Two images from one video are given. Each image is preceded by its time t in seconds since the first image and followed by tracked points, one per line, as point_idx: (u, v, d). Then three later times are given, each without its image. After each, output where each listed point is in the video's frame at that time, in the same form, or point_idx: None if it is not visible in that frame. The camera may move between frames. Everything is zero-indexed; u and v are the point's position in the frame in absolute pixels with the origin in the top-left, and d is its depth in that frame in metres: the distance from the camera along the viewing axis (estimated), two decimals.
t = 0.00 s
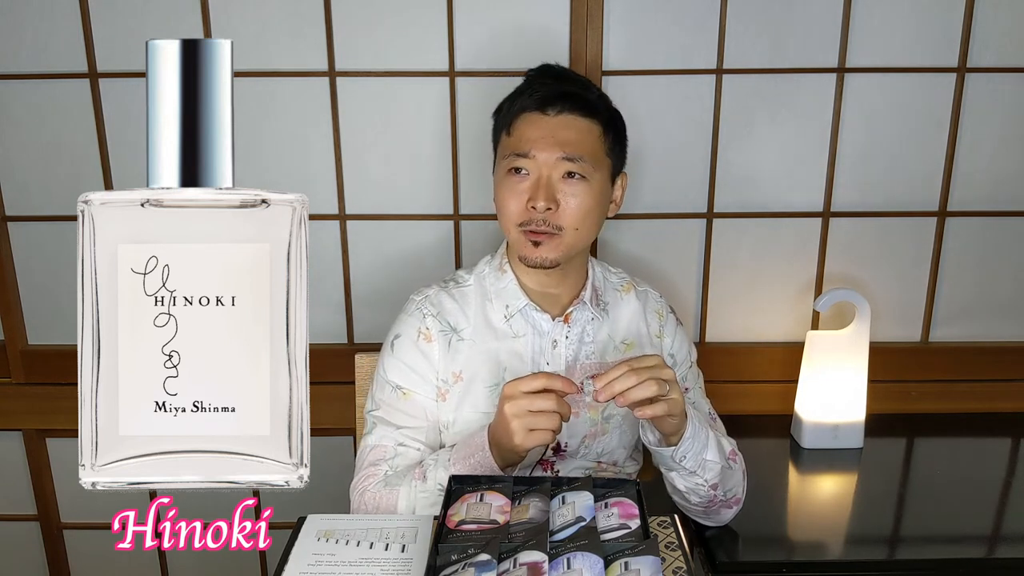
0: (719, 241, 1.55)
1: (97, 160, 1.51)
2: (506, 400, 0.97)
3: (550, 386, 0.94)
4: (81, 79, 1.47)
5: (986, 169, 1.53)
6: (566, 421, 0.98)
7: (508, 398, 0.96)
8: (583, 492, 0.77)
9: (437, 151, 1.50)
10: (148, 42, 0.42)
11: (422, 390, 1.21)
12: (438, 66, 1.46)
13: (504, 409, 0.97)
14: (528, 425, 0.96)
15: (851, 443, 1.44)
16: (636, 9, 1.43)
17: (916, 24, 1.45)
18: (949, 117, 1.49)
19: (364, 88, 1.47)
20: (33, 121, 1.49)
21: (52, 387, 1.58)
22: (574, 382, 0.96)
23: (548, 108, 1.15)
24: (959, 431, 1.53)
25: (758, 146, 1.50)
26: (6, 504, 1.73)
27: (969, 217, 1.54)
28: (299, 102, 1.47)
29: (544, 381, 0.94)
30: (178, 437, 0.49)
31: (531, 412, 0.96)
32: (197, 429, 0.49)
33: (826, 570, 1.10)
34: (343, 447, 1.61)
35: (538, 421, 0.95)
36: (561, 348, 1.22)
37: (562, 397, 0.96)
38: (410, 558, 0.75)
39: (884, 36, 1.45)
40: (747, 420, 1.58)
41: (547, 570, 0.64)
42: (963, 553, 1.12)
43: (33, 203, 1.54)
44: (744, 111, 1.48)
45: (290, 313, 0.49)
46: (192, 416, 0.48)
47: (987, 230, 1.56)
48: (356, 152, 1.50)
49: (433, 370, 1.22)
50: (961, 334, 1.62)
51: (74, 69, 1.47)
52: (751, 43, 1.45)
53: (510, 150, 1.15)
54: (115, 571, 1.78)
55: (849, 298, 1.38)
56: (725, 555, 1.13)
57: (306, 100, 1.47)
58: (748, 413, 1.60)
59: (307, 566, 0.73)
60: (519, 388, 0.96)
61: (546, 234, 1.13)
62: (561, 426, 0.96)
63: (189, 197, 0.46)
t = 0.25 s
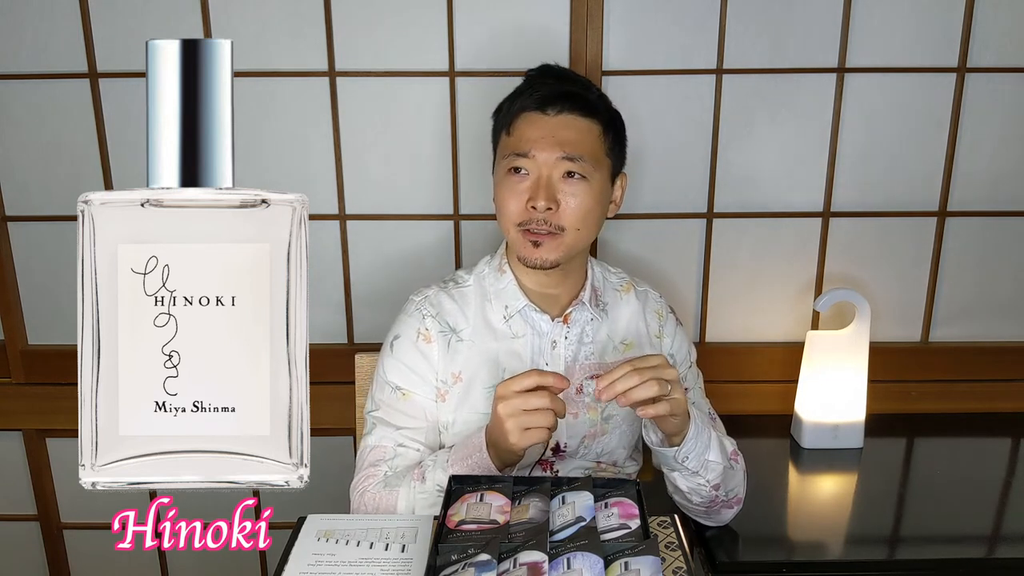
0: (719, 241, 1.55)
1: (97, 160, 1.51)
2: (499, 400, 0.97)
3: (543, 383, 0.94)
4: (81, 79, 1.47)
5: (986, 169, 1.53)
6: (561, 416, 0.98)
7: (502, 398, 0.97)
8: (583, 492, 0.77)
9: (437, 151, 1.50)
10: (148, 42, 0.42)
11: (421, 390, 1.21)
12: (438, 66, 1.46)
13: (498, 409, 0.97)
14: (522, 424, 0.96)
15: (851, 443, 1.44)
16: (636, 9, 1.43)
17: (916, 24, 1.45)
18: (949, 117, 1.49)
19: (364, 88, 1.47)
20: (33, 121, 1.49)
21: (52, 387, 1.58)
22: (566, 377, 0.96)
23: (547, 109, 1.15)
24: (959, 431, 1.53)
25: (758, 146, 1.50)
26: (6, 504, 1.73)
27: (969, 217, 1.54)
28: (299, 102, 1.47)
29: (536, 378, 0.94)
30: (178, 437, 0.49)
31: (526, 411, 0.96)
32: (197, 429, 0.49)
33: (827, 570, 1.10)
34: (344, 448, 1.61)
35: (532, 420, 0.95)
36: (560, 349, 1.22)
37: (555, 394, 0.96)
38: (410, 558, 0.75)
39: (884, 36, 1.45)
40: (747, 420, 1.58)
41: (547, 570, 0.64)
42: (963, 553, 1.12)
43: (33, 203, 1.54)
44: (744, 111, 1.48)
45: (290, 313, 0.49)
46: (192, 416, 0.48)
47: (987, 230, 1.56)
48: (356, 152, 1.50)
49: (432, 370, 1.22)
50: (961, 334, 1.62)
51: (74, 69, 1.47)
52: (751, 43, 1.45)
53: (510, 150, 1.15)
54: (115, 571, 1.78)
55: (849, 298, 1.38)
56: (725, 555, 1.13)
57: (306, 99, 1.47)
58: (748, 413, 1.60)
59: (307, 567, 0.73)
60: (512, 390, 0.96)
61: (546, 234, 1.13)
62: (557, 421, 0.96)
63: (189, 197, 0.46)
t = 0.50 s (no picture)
0: (719, 241, 1.55)
1: (97, 160, 1.51)
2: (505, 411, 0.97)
3: (553, 400, 0.95)
4: (81, 79, 1.47)
5: (986, 169, 1.53)
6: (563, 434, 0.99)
7: (508, 409, 0.97)
8: (583, 492, 0.77)
9: (437, 151, 1.50)
10: (149, 42, 0.42)
11: (418, 391, 1.21)
12: (438, 66, 1.46)
13: (504, 420, 0.97)
14: (526, 437, 0.96)
15: (851, 443, 1.44)
16: (636, 9, 1.43)
17: (916, 24, 1.45)
18: (949, 117, 1.49)
19: (365, 88, 1.47)
20: (33, 121, 1.49)
21: (51, 387, 1.58)
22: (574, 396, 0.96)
23: (584, 125, 1.13)
24: (958, 431, 1.53)
25: (758, 146, 1.50)
26: (6, 504, 1.73)
27: (970, 217, 1.54)
28: (299, 102, 1.47)
29: (546, 395, 0.95)
30: (178, 437, 0.49)
31: (530, 426, 0.96)
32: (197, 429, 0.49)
33: (827, 570, 1.10)
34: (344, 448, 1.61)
35: (538, 435, 0.96)
36: (556, 349, 1.24)
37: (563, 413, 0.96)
38: (410, 558, 0.75)
39: (884, 36, 1.45)
40: (747, 420, 1.58)
41: (547, 570, 0.64)
42: (964, 553, 1.12)
43: (33, 203, 1.54)
44: (744, 111, 1.48)
45: (290, 313, 0.49)
46: (191, 416, 0.48)
47: (987, 230, 1.56)
48: (356, 152, 1.50)
49: (427, 370, 1.22)
50: (961, 334, 1.62)
51: (74, 69, 1.47)
52: (751, 43, 1.45)
53: (539, 157, 1.14)
54: (115, 571, 1.78)
55: (849, 298, 1.38)
56: (725, 555, 1.13)
57: (306, 99, 1.47)
58: (748, 413, 1.60)
59: (306, 566, 0.73)
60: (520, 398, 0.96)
61: (560, 247, 1.14)
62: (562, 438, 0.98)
63: (188, 197, 0.46)
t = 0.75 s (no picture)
0: (719, 242, 1.55)
1: (97, 160, 1.51)
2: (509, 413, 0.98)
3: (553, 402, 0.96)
4: (81, 79, 1.46)
5: (986, 170, 1.53)
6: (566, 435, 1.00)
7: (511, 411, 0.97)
8: (583, 492, 0.76)
9: (437, 151, 1.50)
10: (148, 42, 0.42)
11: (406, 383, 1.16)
12: (438, 67, 1.46)
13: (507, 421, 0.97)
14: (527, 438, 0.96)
15: (851, 443, 1.44)
16: (636, 10, 1.43)
17: (917, 24, 1.45)
18: (949, 117, 1.49)
19: (364, 88, 1.47)
20: (32, 121, 1.49)
21: (51, 387, 1.58)
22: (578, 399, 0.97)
23: (535, 55, 1.05)
24: (959, 431, 1.53)
25: (758, 147, 1.50)
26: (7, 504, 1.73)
27: (970, 217, 1.54)
28: (299, 102, 1.47)
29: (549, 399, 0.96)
30: (178, 437, 0.49)
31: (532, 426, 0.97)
32: (197, 429, 0.49)
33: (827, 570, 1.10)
34: (344, 448, 1.61)
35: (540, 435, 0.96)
36: (536, 307, 1.15)
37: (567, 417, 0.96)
38: (410, 558, 0.74)
39: (884, 37, 1.45)
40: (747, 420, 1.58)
41: (547, 570, 0.64)
42: (964, 554, 1.12)
43: (32, 203, 1.54)
44: (744, 111, 1.48)
45: (290, 313, 0.49)
46: (192, 416, 0.48)
47: (987, 230, 1.56)
48: (356, 152, 1.50)
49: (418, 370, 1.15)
50: (961, 334, 1.62)
51: (74, 70, 1.47)
52: (751, 43, 1.45)
53: (486, 96, 1.05)
54: (115, 571, 1.79)
55: (849, 298, 1.38)
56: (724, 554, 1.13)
57: (306, 99, 1.47)
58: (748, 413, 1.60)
59: (307, 566, 0.73)
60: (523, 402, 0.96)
61: (516, 200, 1.06)
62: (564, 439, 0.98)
63: (189, 197, 0.46)
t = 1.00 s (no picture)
0: (719, 242, 1.55)
1: (97, 160, 1.51)
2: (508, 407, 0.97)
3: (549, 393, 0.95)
4: (81, 79, 1.46)
5: (986, 170, 1.53)
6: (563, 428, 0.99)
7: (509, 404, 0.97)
8: (583, 492, 0.76)
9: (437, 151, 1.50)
10: (148, 42, 0.42)
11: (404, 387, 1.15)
12: (438, 67, 1.46)
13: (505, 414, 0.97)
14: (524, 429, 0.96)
15: (851, 443, 1.44)
16: (636, 10, 1.43)
17: (917, 24, 1.45)
18: (949, 117, 1.49)
19: (364, 88, 1.47)
20: (33, 121, 1.49)
21: (51, 388, 1.58)
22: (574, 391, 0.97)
23: (536, 48, 1.05)
24: (959, 431, 1.53)
25: (759, 147, 1.50)
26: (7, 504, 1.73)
27: (970, 217, 1.54)
28: (299, 102, 1.47)
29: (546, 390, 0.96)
30: (178, 437, 0.49)
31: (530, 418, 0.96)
32: (197, 429, 0.49)
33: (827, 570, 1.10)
34: (344, 448, 1.61)
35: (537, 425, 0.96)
36: (534, 310, 1.14)
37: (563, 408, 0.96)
38: (410, 558, 0.74)
39: (884, 37, 1.45)
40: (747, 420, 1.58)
41: (547, 570, 0.64)
42: (964, 554, 1.12)
43: (33, 203, 1.54)
44: (744, 111, 1.48)
45: (290, 313, 0.49)
46: (192, 416, 0.48)
47: (987, 230, 1.56)
48: (356, 152, 1.50)
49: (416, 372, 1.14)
50: (961, 334, 1.62)
51: (74, 70, 1.47)
52: (751, 43, 1.45)
53: (485, 88, 1.05)
54: (116, 571, 1.79)
55: (849, 298, 1.38)
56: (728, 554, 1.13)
57: (305, 99, 1.47)
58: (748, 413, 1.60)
59: (307, 566, 0.73)
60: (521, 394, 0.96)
61: (515, 193, 1.05)
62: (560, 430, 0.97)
63: (189, 197, 0.46)
